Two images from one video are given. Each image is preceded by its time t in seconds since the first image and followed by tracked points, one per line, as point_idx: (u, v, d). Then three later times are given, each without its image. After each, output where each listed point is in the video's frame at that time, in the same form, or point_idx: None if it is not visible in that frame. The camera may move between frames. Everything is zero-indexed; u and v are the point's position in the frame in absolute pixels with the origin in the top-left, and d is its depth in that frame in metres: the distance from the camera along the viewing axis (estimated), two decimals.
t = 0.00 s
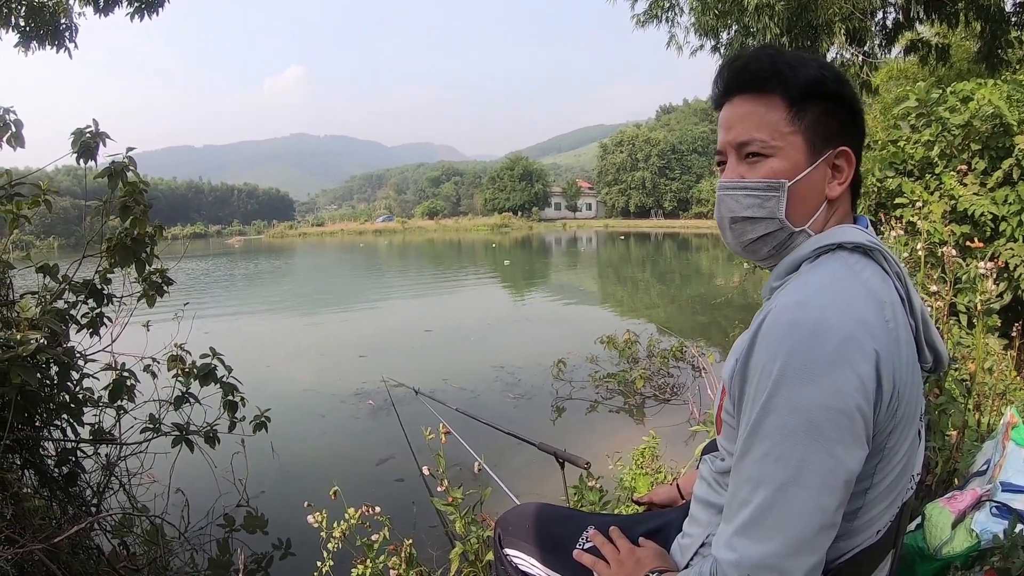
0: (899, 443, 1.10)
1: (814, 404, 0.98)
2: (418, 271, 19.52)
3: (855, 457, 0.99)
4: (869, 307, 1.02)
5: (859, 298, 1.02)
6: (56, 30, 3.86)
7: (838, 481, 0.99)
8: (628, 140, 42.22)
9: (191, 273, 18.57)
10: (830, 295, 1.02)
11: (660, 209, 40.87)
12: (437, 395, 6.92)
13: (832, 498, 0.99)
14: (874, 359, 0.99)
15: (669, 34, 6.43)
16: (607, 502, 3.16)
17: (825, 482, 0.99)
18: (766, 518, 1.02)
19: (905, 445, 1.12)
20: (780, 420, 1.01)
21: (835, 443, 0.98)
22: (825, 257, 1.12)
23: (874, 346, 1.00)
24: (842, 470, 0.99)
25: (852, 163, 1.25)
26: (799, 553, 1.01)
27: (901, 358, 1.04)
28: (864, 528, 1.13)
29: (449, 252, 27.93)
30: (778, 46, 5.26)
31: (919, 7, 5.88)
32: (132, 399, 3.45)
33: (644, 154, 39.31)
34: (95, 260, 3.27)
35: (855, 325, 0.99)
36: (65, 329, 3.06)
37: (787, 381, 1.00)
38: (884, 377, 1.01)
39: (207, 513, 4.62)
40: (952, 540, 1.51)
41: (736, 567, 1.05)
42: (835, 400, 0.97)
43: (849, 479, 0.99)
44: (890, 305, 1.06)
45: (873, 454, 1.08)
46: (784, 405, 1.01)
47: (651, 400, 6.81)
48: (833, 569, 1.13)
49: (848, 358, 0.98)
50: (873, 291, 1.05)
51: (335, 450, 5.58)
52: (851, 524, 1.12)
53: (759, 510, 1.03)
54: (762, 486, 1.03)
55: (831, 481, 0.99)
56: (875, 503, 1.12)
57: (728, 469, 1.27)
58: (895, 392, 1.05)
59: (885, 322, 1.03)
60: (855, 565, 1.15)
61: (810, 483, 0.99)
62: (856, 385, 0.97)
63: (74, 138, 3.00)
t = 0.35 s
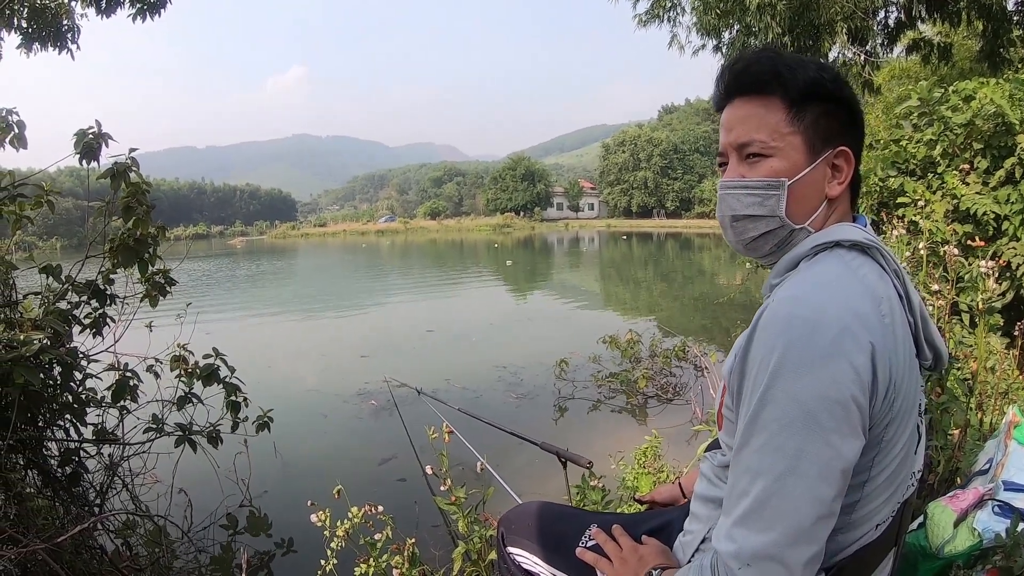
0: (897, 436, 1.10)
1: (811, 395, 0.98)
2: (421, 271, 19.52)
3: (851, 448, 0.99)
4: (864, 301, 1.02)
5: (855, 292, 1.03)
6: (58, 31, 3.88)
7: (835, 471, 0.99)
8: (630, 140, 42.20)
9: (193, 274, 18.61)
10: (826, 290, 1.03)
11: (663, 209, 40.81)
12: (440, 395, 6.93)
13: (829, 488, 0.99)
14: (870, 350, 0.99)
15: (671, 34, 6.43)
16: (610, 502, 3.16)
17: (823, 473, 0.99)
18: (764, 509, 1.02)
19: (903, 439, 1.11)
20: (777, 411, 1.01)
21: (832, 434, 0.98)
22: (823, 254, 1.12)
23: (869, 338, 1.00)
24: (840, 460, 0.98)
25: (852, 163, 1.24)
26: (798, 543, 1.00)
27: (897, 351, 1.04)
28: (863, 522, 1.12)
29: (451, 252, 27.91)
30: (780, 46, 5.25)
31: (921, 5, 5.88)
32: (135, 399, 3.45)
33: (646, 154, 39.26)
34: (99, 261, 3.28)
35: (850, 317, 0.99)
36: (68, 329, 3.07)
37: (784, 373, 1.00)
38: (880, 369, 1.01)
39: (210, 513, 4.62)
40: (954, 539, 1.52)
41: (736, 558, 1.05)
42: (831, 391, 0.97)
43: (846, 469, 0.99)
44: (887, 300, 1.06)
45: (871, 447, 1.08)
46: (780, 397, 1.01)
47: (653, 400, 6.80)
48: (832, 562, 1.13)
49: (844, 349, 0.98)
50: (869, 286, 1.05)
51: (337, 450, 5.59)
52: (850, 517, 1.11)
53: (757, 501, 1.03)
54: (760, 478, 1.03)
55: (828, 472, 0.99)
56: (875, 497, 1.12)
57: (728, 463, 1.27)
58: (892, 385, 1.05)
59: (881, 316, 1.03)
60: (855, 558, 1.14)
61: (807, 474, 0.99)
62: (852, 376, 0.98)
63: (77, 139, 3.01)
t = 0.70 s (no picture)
0: (893, 436, 1.09)
1: (805, 389, 0.98)
2: (424, 274, 19.54)
3: (846, 444, 0.98)
4: (861, 299, 1.02)
5: (851, 290, 1.03)
6: (63, 34, 3.89)
7: (831, 466, 0.98)
8: (632, 144, 42.21)
9: (196, 276, 18.64)
10: (823, 287, 1.03)
11: (665, 212, 40.77)
12: (442, 397, 6.92)
13: (824, 483, 0.99)
14: (865, 348, 0.99)
15: (673, 37, 6.44)
16: (612, 505, 3.15)
17: (817, 467, 0.98)
18: (758, 502, 1.02)
19: (900, 440, 1.11)
20: (772, 405, 1.01)
21: (826, 428, 0.98)
22: (824, 255, 1.12)
23: (865, 335, 1.00)
24: (834, 456, 0.98)
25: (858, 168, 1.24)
26: (790, 537, 1.00)
27: (894, 350, 1.04)
28: (859, 522, 1.12)
29: (454, 255, 27.89)
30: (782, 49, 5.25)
31: (923, 9, 5.88)
32: (137, 400, 3.46)
33: (649, 157, 39.28)
34: (101, 263, 3.29)
35: (845, 313, 1.00)
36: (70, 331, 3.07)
37: (779, 367, 1.00)
38: (876, 367, 1.01)
39: (212, 514, 4.62)
40: (956, 543, 1.54)
41: (729, 551, 1.04)
42: (826, 385, 0.97)
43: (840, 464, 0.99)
44: (886, 300, 1.06)
45: (867, 446, 1.07)
46: (776, 391, 1.01)
47: (656, 403, 6.79)
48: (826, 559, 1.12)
49: (839, 344, 0.98)
50: (866, 285, 1.05)
51: (339, 453, 5.59)
52: (844, 515, 1.10)
53: (751, 494, 1.02)
54: (754, 470, 1.03)
55: (823, 466, 0.98)
56: (870, 496, 1.11)
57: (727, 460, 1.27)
58: (888, 383, 1.04)
59: (879, 315, 1.03)
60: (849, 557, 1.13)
61: (801, 468, 0.99)
62: (847, 372, 0.97)
63: (80, 141, 3.02)
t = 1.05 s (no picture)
0: (897, 442, 1.09)
1: (809, 393, 0.98)
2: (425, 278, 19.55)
3: (851, 450, 0.98)
4: (865, 304, 1.02)
5: (856, 295, 1.03)
6: (67, 36, 3.91)
7: (835, 471, 0.98)
8: (634, 149, 42.25)
9: (198, 279, 18.65)
10: (828, 292, 1.03)
11: (667, 218, 40.78)
12: (442, 402, 6.92)
13: (828, 488, 0.98)
14: (869, 353, 0.99)
15: (675, 43, 6.46)
16: (612, 511, 3.14)
17: (821, 472, 0.98)
18: (762, 506, 1.02)
19: (903, 446, 1.10)
20: (776, 409, 1.01)
21: (830, 434, 0.97)
22: (829, 260, 1.12)
23: (869, 339, 0.99)
24: (838, 461, 0.98)
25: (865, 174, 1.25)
26: (793, 543, 0.99)
27: (898, 356, 1.04)
28: (861, 528, 1.11)
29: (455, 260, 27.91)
30: (784, 54, 5.26)
31: (925, 15, 5.90)
32: (138, 403, 3.46)
33: (651, 162, 39.34)
34: (104, 265, 3.30)
35: (850, 318, 1.00)
36: (72, 333, 3.07)
37: (784, 371, 1.00)
38: (880, 372, 1.01)
39: (212, 517, 4.62)
40: (958, 549, 1.54)
41: (732, 555, 1.04)
42: (830, 390, 0.97)
43: (844, 470, 0.98)
44: (890, 305, 1.05)
45: (870, 451, 1.07)
46: (780, 395, 1.00)
47: (656, 409, 6.78)
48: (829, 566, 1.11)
49: (845, 349, 0.97)
50: (871, 290, 1.05)
51: (339, 457, 5.58)
52: (847, 521, 1.10)
53: (755, 498, 1.02)
54: (758, 475, 1.02)
55: (828, 471, 0.98)
56: (873, 502, 1.10)
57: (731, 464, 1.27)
58: (893, 389, 1.04)
59: (883, 320, 1.03)
60: (851, 563, 1.12)
61: (805, 473, 0.98)
62: (852, 377, 0.97)
63: (84, 144, 3.03)
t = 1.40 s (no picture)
0: (896, 455, 1.09)
1: (807, 408, 0.98)
2: (426, 285, 19.55)
3: (849, 464, 0.97)
4: (864, 317, 1.02)
5: (855, 308, 1.03)
6: (70, 39, 3.93)
7: (833, 486, 0.98)
8: (635, 156, 42.36)
9: (199, 284, 18.63)
10: (827, 305, 1.03)
11: (667, 225, 40.82)
12: (441, 409, 6.90)
13: (827, 502, 0.98)
14: (867, 366, 0.99)
15: (676, 51, 6.49)
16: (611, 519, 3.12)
17: (819, 486, 0.98)
18: (761, 520, 1.01)
19: (903, 457, 1.10)
20: (774, 424, 1.01)
21: (829, 448, 0.97)
22: (827, 271, 1.12)
23: (868, 353, 0.99)
24: (836, 475, 0.97)
25: (808, 178, 1.20)
26: (791, 557, 0.99)
27: (896, 368, 1.04)
28: (860, 540, 1.11)
29: (456, 266, 27.90)
30: (785, 63, 5.29)
31: (925, 24, 5.93)
32: (137, 406, 3.45)
33: (651, 169, 39.41)
34: (103, 268, 3.29)
35: (847, 331, 1.00)
36: (71, 336, 3.07)
37: (782, 386, 1.00)
38: (878, 386, 1.01)
39: (209, 522, 4.59)
40: (957, 557, 1.53)
41: (732, 569, 1.04)
42: (829, 405, 0.97)
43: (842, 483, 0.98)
44: (889, 318, 1.05)
45: (869, 464, 1.07)
46: (778, 410, 1.00)
47: (656, 417, 6.76)
48: None
49: (842, 364, 0.97)
50: (870, 302, 1.05)
51: (338, 463, 5.56)
52: (846, 534, 1.10)
53: (754, 512, 1.02)
54: (758, 489, 1.02)
55: (826, 485, 0.98)
56: (872, 514, 1.10)
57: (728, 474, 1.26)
58: (892, 401, 1.04)
59: (882, 333, 1.03)
60: None
61: (803, 488, 0.98)
62: (850, 391, 0.97)
63: (85, 146, 3.04)
